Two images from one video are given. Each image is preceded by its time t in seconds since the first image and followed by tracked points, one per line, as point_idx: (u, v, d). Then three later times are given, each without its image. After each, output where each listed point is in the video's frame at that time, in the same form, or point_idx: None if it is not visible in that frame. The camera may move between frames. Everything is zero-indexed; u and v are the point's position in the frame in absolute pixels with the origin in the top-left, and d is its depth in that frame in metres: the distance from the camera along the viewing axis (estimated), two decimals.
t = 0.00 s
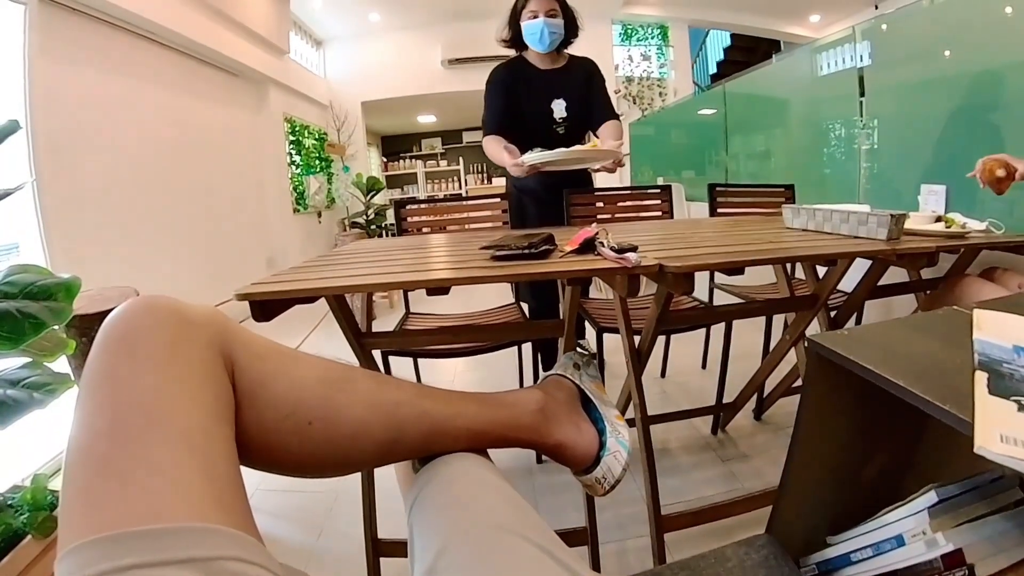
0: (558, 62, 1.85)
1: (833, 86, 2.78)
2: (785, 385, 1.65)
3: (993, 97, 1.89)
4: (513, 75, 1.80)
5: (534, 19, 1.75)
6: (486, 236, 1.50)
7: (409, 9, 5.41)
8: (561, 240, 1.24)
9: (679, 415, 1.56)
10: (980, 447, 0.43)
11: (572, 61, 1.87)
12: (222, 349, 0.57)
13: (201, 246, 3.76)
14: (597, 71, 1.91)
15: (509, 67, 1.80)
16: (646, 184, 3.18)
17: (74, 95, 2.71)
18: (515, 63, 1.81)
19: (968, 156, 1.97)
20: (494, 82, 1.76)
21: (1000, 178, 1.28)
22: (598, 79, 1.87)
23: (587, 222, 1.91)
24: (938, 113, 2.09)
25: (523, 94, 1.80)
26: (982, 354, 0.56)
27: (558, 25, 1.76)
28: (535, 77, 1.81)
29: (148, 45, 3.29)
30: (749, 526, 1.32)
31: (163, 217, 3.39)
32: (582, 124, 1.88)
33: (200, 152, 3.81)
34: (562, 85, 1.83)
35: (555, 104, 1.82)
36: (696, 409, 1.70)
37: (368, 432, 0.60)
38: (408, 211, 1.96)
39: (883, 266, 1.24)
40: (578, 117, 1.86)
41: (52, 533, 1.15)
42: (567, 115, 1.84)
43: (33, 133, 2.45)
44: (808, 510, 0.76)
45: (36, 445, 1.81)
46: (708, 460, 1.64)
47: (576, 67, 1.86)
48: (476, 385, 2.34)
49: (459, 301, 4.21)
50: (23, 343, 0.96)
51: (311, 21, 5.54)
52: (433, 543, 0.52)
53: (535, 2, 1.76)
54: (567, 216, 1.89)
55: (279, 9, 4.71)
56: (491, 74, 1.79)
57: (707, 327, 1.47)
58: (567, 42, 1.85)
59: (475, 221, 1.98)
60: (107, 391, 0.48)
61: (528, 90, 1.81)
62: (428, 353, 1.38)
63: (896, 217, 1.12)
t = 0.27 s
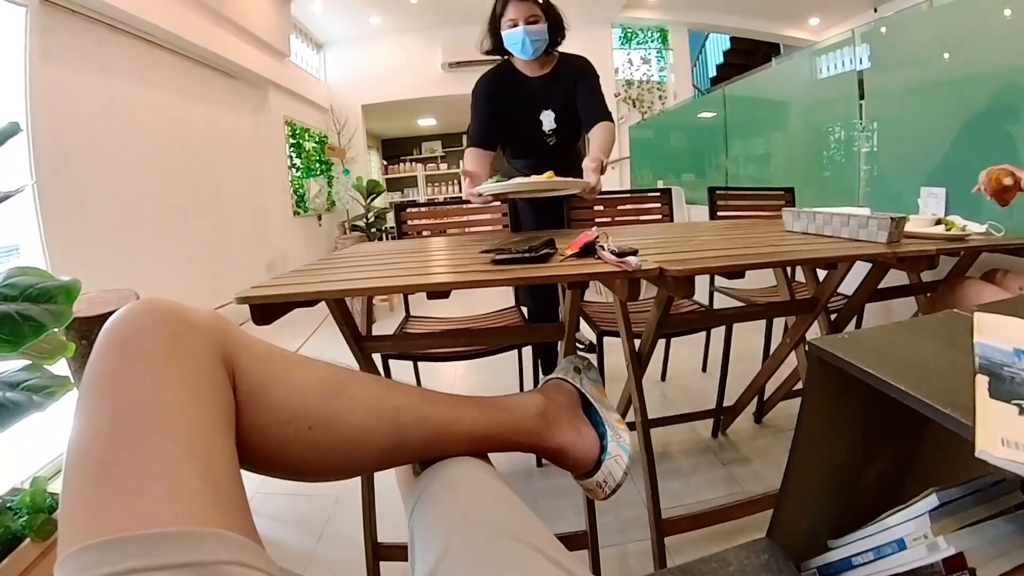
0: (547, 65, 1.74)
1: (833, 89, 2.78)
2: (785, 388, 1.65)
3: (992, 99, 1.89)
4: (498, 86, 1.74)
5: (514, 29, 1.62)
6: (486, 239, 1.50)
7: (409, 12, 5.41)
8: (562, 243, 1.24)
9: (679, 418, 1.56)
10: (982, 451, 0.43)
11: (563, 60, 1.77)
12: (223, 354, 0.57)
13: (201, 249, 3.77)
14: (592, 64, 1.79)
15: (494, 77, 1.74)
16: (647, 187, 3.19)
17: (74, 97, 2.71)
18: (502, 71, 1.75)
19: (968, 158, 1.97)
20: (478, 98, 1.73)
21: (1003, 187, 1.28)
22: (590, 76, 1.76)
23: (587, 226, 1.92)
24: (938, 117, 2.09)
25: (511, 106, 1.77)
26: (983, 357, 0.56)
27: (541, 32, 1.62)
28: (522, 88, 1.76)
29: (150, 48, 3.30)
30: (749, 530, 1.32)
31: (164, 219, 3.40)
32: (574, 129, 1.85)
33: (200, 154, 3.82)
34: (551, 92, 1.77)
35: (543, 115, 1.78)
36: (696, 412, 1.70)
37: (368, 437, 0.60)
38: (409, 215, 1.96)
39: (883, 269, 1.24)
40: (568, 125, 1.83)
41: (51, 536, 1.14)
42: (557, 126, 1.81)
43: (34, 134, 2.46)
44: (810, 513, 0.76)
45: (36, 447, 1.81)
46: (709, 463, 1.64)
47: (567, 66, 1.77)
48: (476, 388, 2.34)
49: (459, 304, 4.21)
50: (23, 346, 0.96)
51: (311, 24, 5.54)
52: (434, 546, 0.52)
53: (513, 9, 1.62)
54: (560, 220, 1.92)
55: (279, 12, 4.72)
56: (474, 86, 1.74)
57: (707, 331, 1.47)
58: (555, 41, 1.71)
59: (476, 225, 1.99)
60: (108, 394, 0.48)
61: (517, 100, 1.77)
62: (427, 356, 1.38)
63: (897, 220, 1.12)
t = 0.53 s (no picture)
0: (539, 76, 1.72)
1: (832, 91, 2.79)
2: (787, 390, 1.65)
3: (992, 101, 1.90)
4: (491, 100, 1.76)
5: (500, 44, 1.62)
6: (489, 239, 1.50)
7: (409, 14, 5.43)
8: (563, 247, 1.24)
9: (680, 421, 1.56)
10: (982, 454, 0.43)
11: (558, 69, 1.73)
12: (224, 357, 0.58)
13: (201, 250, 3.77)
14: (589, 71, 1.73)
15: (486, 92, 1.76)
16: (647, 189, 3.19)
17: (74, 98, 2.70)
18: (495, 85, 1.76)
19: (967, 160, 1.97)
20: (470, 115, 1.75)
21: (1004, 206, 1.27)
22: (584, 84, 1.70)
23: (587, 229, 1.92)
24: (937, 119, 2.10)
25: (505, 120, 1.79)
26: (983, 360, 0.56)
27: (526, 44, 1.60)
28: (514, 101, 1.77)
29: (151, 49, 3.31)
30: (749, 533, 1.32)
31: (165, 221, 3.41)
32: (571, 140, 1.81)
33: (200, 155, 3.82)
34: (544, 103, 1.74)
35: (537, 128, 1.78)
36: (696, 415, 1.69)
37: (369, 441, 0.60)
38: (410, 217, 1.97)
39: (883, 272, 1.24)
40: (565, 137, 1.80)
41: (51, 538, 1.14)
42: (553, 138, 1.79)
43: (35, 135, 2.47)
44: (809, 516, 0.76)
45: (36, 449, 1.82)
46: (709, 466, 1.64)
47: (562, 75, 1.73)
48: (476, 391, 2.34)
49: (460, 307, 4.22)
50: (23, 348, 0.96)
51: (312, 26, 5.55)
52: (436, 548, 0.52)
53: (497, 23, 1.61)
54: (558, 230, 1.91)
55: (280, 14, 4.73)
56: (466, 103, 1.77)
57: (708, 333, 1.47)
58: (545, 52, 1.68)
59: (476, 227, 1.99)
60: (109, 396, 0.48)
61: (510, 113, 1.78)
62: (429, 359, 1.39)
63: (897, 223, 1.11)
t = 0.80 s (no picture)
0: (533, 85, 1.71)
1: (833, 92, 2.79)
2: (788, 392, 1.65)
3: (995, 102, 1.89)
4: (487, 108, 1.77)
5: (492, 54, 1.60)
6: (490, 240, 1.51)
7: (409, 15, 5.43)
8: (564, 248, 1.24)
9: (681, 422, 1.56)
10: (984, 458, 0.43)
11: (553, 76, 1.71)
12: (225, 360, 0.58)
13: (202, 251, 3.77)
14: (583, 76, 1.69)
15: (480, 101, 1.76)
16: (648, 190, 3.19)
17: (74, 98, 2.70)
18: (491, 93, 1.76)
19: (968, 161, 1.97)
20: (463, 124, 1.75)
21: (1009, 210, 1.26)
22: (577, 91, 1.66)
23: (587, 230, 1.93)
24: (937, 121, 2.10)
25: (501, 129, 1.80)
26: (985, 364, 0.56)
27: (519, 53, 1.59)
28: (511, 111, 1.77)
29: (152, 50, 3.31)
30: (750, 535, 1.31)
31: (166, 222, 3.41)
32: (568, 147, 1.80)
33: (201, 156, 3.82)
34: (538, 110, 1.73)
35: (533, 137, 1.78)
36: (698, 417, 1.69)
37: (372, 444, 0.60)
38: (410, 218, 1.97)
39: (884, 274, 1.24)
40: (562, 145, 1.79)
41: (51, 539, 1.14)
42: (550, 146, 1.79)
43: (35, 136, 2.47)
44: (811, 518, 0.76)
45: (36, 449, 1.82)
46: (710, 467, 1.64)
47: (556, 82, 1.70)
48: (477, 392, 2.34)
49: (460, 308, 4.22)
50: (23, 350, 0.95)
51: (313, 27, 5.55)
52: (439, 550, 0.52)
53: (489, 32, 1.59)
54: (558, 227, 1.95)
55: (280, 15, 4.73)
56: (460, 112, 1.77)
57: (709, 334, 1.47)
58: (538, 60, 1.66)
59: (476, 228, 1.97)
60: (110, 399, 0.48)
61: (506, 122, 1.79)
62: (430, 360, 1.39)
63: (899, 224, 1.11)
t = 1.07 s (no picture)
0: (527, 88, 1.70)
1: (833, 92, 2.79)
2: (789, 392, 1.65)
3: (993, 102, 1.90)
4: (484, 110, 1.78)
5: (486, 59, 1.59)
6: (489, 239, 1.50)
7: (409, 15, 5.43)
8: (565, 249, 1.24)
9: (683, 422, 1.56)
10: (986, 458, 0.43)
11: (548, 78, 1.70)
12: (225, 360, 0.58)
13: (203, 252, 3.77)
14: (577, 76, 1.68)
15: (477, 105, 1.77)
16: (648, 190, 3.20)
17: (74, 98, 2.70)
18: (487, 94, 1.77)
19: (969, 161, 1.97)
20: (459, 126, 1.77)
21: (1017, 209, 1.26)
22: (569, 90, 1.64)
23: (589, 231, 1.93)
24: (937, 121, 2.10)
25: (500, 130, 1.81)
26: (986, 364, 0.56)
27: (512, 57, 1.58)
28: (507, 115, 1.78)
29: (152, 50, 3.31)
30: (750, 535, 1.31)
31: (166, 222, 3.41)
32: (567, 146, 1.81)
33: (201, 156, 3.82)
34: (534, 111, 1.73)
35: (530, 138, 1.80)
36: (699, 417, 1.69)
37: (374, 444, 0.60)
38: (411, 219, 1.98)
39: (885, 274, 1.24)
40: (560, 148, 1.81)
41: (51, 540, 1.14)
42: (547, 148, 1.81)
43: (35, 136, 2.47)
44: (812, 519, 0.76)
45: (36, 449, 1.82)
46: (710, 467, 1.64)
47: (550, 82, 1.69)
48: (477, 392, 2.34)
49: (460, 308, 4.22)
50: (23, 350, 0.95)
51: (313, 27, 5.55)
52: (441, 550, 0.52)
53: (481, 36, 1.57)
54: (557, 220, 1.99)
55: (281, 16, 4.73)
56: (457, 116, 1.78)
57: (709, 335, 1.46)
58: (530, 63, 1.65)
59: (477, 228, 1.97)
60: (111, 399, 0.48)
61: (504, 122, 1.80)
62: (431, 361, 1.39)
63: (899, 224, 1.11)
